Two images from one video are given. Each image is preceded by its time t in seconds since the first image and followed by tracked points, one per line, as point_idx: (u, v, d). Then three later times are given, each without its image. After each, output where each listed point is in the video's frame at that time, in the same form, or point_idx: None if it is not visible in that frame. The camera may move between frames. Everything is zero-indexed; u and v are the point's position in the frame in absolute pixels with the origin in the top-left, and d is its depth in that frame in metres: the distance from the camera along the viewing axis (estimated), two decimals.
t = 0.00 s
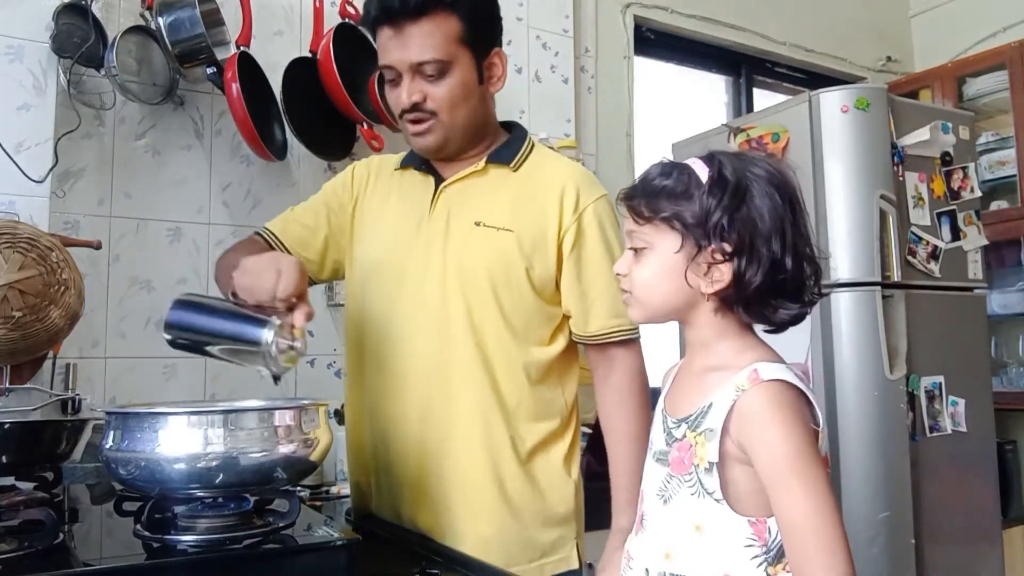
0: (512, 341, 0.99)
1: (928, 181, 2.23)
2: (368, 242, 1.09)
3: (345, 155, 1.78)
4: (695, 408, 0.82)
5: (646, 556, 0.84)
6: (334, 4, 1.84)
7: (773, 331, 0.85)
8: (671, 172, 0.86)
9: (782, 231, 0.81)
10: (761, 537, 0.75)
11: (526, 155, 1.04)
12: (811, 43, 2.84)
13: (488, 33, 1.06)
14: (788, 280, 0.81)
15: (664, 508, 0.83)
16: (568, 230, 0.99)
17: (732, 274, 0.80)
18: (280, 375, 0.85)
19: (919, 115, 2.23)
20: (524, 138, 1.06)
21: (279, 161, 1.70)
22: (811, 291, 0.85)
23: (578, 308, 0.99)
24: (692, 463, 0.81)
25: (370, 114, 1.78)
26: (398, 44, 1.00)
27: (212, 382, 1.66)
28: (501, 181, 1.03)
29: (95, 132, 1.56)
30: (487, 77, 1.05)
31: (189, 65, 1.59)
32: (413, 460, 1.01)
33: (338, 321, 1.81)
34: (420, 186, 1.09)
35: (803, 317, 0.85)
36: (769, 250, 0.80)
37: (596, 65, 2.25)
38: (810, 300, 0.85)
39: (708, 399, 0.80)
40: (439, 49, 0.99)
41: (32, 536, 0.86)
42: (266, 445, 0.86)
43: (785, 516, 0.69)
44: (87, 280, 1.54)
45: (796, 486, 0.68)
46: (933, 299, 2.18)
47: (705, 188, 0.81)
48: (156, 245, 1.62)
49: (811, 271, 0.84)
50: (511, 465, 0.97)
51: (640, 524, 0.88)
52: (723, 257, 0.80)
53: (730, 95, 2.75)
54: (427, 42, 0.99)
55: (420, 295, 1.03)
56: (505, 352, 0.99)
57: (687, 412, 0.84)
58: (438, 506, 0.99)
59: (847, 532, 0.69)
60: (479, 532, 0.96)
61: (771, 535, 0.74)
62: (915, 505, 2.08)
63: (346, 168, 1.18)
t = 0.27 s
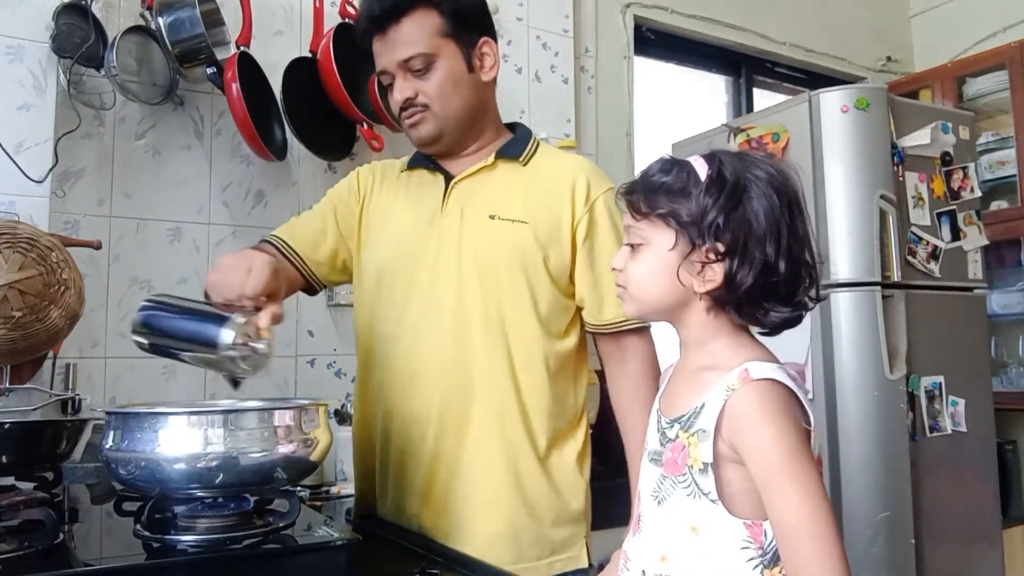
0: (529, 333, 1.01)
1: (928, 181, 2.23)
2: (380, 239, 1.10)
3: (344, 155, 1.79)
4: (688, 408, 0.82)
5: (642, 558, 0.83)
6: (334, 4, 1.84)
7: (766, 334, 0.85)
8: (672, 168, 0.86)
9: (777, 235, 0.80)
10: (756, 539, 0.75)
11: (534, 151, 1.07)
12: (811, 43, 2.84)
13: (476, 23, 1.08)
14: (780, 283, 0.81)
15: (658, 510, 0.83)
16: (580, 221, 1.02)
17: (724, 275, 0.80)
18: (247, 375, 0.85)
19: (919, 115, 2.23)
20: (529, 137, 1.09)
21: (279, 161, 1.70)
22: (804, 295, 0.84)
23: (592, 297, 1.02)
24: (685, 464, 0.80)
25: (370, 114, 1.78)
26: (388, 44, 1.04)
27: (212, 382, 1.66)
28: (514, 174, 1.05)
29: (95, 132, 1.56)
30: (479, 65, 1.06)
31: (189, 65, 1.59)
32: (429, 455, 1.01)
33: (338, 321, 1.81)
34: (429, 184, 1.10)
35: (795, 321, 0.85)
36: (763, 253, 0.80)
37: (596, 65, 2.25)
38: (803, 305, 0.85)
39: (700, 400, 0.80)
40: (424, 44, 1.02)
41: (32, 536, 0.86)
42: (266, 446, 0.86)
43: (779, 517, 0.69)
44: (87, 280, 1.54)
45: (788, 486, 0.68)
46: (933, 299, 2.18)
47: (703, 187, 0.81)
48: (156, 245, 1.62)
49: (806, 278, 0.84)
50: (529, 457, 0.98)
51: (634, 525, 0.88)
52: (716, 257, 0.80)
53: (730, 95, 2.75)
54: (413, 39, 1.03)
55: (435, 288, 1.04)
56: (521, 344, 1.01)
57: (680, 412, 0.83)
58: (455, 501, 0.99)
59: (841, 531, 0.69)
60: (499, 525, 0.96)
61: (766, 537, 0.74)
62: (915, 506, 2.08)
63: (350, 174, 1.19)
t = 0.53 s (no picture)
0: (540, 331, 1.01)
1: (928, 181, 2.23)
2: (388, 239, 1.10)
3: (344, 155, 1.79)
4: (686, 408, 0.82)
5: (642, 558, 0.83)
6: (334, 4, 1.84)
7: (763, 332, 0.85)
8: (669, 166, 0.86)
9: (772, 233, 0.80)
10: (755, 540, 0.75)
11: (538, 148, 1.08)
12: (811, 43, 2.83)
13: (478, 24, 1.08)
14: (775, 281, 0.81)
15: (657, 510, 0.83)
16: (587, 215, 1.03)
17: (719, 272, 0.80)
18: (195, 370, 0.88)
19: (919, 115, 2.23)
20: (530, 133, 1.09)
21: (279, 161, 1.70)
22: (799, 293, 0.84)
23: (601, 292, 1.02)
24: (682, 464, 0.80)
25: (370, 114, 1.78)
26: (386, 45, 1.05)
27: (212, 382, 1.66)
28: (520, 170, 1.05)
29: (95, 132, 1.56)
30: (478, 67, 1.07)
31: (189, 65, 1.59)
32: (442, 457, 1.01)
33: (338, 321, 1.81)
34: (434, 184, 1.10)
35: (790, 319, 0.85)
36: (757, 252, 0.80)
37: (597, 65, 2.25)
38: (798, 302, 0.84)
39: (697, 399, 0.80)
40: (423, 44, 1.02)
41: (32, 536, 0.86)
42: (266, 445, 0.86)
43: (776, 517, 0.69)
44: (86, 280, 1.54)
45: (785, 485, 0.68)
46: (932, 299, 2.18)
47: (698, 185, 0.81)
48: (156, 245, 1.62)
49: (802, 277, 0.83)
50: (543, 457, 0.99)
51: (633, 524, 0.88)
52: (711, 254, 0.79)
53: (730, 94, 2.75)
54: (412, 40, 1.03)
55: (445, 289, 1.04)
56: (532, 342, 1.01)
57: (677, 411, 0.83)
58: (469, 503, 0.99)
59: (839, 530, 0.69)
60: (514, 525, 0.96)
61: (765, 538, 0.74)
62: (915, 506, 2.08)
63: (353, 178, 1.19)
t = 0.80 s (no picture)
0: (539, 334, 1.01)
1: (928, 181, 2.23)
2: (393, 239, 1.10)
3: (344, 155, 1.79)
4: (685, 409, 0.82)
5: (640, 561, 0.83)
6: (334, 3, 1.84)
7: (762, 331, 0.85)
8: (664, 164, 0.86)
9: (768, 231, 0.80)
10: (753, 541, 0.75)
11: (545, 149, 1.07)
12: (811, 43, 2.83)
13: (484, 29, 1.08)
14: (771, 280, 0.81)
15: (656, 512, 0.83)
16: (591, 218, 1.02)
17: (715, 271, 0.80)
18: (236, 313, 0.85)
19: (919, 115, 2.23)
20: (541, 134, 1.09)
21: (278, 161, 1.70)
22: (797, 291, 0.84)
23: (604, 295, 1.01)
24: (681, 466, 0.80)
25: (370, 114, 1.78)
26: (393, 44, 1.04)
27: (212, 382, 1.66)
28: (525, 172, 1.05)
29: (95, 132, 1.56)
30: (484, 71, 1.06)
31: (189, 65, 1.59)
32: (441, 458, 1.01)
33: (338, 321, 1.81)
34: (442, 186, 1.11)
35: (788, 318, 0.85)
36: (754, 250, 0.80)
37: (597, 65, 2.25)
38: (795, 301, 0.84)
39: (696, 400, 0.80)
40: (429, 45, 1.02)
41: (32, 537, 0.87)
42: (266, 445, 0.86)
43: (775, 518, 0.69)
44: (87, 280, 1.55)
45: (784, 484, 0.68)
46: (932, 299, 2.18)
47: (693, 183, 0.81)
48: (156, 246, 1.62)
49: (799, 274, 0.83)
50: (539, 461, 0.98)
51: (632, 525, 0.88)
52: (707, 254, 0.80)
53: (730, 94, 2.75)
54: (418, 40, 1.02)
55: (447, 290, 1.04)
56: (533, 345, 1.01)
57: (677, 413, 0.83)
58: (465, 505, 0.99)
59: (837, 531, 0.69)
60: (507, 528, 0.96)
61: (763, 539, 0.74)
62: (915, 506, 2.08)
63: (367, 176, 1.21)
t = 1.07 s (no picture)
0: (536, 339, 1.00)
1: (928, 181, 2.23)
2: (396, 239, 1.11)
3: (343, 155, 1.79)
4: (688, 411, 0.82)
5: (641, 562, 0.83)
6: (334, 4, 1.84)
7: (766, 329, 0.84)
8: (662, 164, 0.86)
9: (770, 229, 0.80)
10: (753, 543, 0.75)
11: (551, 150, 1.06)
12: (811, 43, 2.83)
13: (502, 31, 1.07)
14: (774, 278, 0.81)
15: (657, 513, 0.83)
16: (594, 223, 1.01)
17: (717, 271, 0.80)
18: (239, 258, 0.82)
19: (919, 115, 2.23)
20: (550, 133, 1.08)
21: (278, 161, 1.70)
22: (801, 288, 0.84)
23: (605, 301, 1.00)
24: (683, 468, 0.80)
25: (370, 114, 1.79)
26: (409, 39, 1.04)
27: (212, 382, 1.66)
28: (528, 174, 1.05)
29: (95, 132, 1.56)
30: (500, 73, 1.06)
31: (189, 65, 1.59)
32: (435, 459, 1.02)
33: (338, 321, 1.81)
34: (450, 185, 1.11)
35: (792, 316, 0.85)
36: (755, 248, 0.80)
37: (596, 65, 2.25)
38: (799, 298, 0.84)
39: (699, 402, 0.80)
40: (445, 44, 1.02)
41: (32, 536, 0.87)
42: (266, 446, 0.86)
43: (777, 519, 0.69)
44: (87, 280, 1.55)
45: (786, 485, 0.68)
46: (932, 299, 2.18)
47: (693, 183, 0.81)
48: (156, 246, 1.62)
49: (802, 271, 0.83)
50: (531, 465, 0.98)
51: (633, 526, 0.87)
52: (708, 253, 0.80)
53: (730, 94, 2.75)
54: (434, 38, 1.02)
55: (445, 292, 1.04)
56: (530, 349, 1.00)
57: (680, 414, 0.83)
58: (456, 506, 1.00)
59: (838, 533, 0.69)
60: (495, 532, 0.96)
61: (764, 541, 0.74)
62: (915, 506, 2.08)
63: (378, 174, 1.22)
